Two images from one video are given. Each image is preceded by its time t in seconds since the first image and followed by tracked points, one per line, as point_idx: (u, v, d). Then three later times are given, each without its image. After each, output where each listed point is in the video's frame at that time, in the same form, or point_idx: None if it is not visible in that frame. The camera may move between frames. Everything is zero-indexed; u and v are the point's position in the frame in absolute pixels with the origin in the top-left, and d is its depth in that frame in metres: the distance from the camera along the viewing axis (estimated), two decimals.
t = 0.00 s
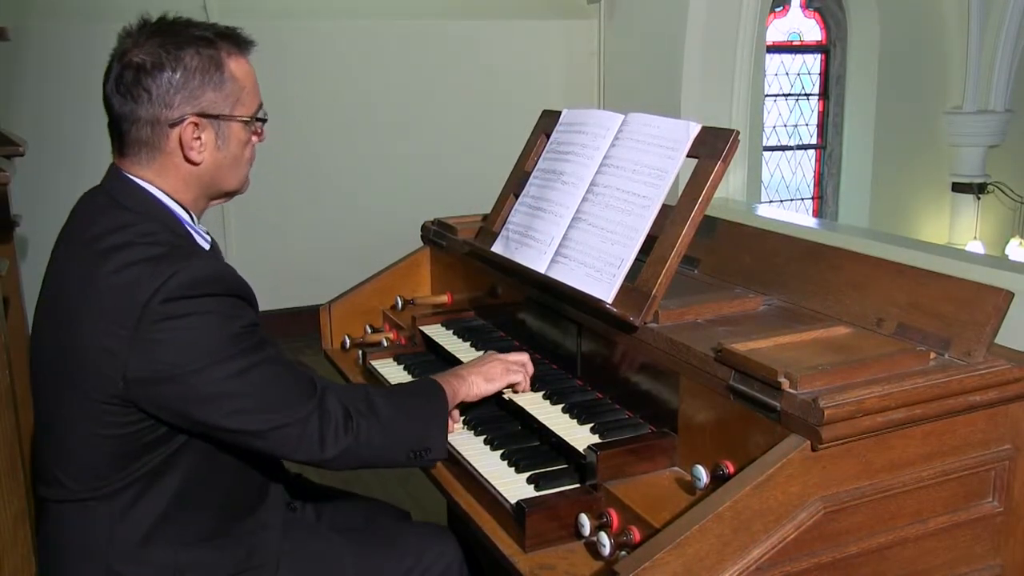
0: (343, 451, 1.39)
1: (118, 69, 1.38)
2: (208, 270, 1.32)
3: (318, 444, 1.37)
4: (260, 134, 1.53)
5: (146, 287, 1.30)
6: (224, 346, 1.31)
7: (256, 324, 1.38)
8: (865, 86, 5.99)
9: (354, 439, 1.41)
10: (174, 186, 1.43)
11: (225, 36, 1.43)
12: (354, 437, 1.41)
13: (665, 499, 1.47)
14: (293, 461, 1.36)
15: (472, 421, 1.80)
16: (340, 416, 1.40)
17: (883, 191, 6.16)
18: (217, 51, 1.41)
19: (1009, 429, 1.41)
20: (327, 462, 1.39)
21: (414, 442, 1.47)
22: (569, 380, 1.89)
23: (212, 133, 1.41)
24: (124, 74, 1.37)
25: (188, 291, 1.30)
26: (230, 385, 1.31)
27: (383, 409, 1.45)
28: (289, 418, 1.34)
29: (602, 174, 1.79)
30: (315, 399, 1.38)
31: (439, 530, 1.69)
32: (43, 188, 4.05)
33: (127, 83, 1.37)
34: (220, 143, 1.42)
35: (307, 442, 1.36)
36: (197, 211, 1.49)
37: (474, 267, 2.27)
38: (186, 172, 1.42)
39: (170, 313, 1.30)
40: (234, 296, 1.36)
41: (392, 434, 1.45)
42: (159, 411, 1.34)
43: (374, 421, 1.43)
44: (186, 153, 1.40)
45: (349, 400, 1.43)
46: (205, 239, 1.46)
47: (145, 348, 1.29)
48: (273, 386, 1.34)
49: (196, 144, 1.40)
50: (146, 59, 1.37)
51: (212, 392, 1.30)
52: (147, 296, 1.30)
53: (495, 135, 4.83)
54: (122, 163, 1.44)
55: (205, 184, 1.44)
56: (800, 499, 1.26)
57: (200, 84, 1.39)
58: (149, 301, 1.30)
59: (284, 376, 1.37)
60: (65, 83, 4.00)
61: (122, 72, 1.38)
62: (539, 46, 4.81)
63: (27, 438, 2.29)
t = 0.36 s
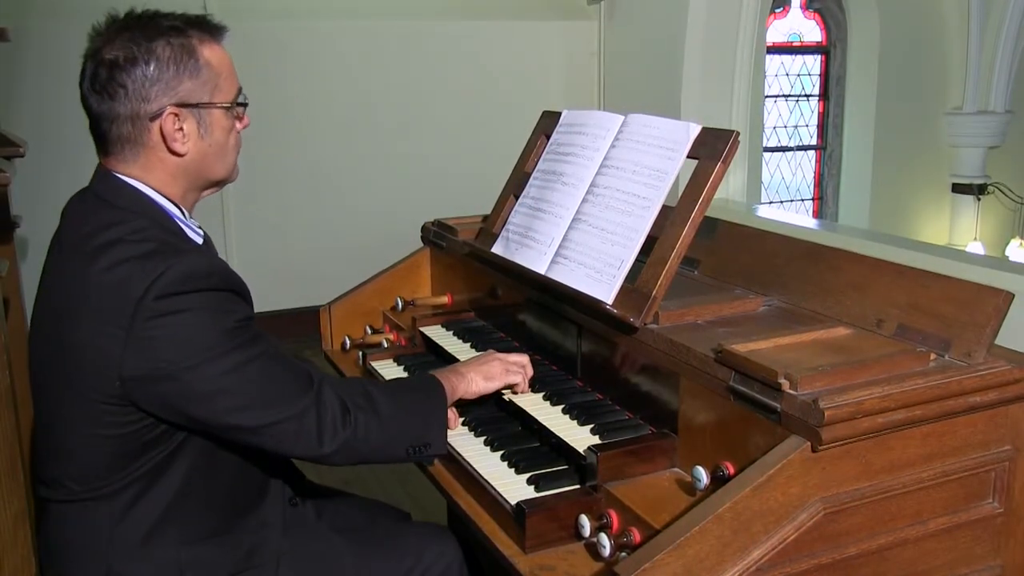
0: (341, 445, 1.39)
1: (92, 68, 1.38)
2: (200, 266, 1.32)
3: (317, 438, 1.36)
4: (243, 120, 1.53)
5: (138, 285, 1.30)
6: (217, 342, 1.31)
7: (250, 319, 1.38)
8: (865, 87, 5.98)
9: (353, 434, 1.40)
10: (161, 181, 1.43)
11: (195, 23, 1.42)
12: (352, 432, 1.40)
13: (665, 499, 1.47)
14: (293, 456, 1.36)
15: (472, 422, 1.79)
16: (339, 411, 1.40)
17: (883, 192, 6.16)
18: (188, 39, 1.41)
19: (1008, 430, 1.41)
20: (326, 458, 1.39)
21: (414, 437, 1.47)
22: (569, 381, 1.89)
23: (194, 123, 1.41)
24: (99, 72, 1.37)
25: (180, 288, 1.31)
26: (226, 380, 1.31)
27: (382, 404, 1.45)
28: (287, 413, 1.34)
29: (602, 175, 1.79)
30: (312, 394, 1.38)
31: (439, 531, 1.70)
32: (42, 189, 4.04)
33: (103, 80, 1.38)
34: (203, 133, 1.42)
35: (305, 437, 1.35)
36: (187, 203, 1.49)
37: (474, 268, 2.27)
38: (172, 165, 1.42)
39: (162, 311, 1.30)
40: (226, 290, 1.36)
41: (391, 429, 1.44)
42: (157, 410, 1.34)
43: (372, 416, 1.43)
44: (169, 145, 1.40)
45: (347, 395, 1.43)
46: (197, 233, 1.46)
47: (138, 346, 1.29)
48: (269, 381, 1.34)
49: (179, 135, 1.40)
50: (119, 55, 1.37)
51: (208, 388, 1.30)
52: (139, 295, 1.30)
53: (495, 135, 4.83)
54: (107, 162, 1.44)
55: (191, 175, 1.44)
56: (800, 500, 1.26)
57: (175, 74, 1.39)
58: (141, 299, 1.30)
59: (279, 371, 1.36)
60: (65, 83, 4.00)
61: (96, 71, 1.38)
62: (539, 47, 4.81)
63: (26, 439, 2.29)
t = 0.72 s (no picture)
0: (337, 444, 1.39)
1: (75, 69, 1.38)
2: (194, 261, 1.32)
3: (312, 437, 1.37)
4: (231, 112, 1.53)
5: (134, 281, 1.30)
6: (213, 337, 1.31)
7: (245, 314, 1.38)
8: (865, 89, 5.98)
9: (348, 432, 1.41)
10: (153, 178, 1.43)
11: (174, 18, 1.42)
12: (347, 431, 1.41)
13: (664, 501, 1.47)
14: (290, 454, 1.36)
15: (472, 424, 1.79)
16: (334, 409, 1.40)
17: (883, 192, 6.17)
18: (168, 34, 1.41)
19: (1009, 431, 1.41)
20: (321, 456, 1.39)
21: (410, 438, 1.47)
22: (569, 382, 1.89)
23: (181, 117, 1.41)
24: (82, 73, 1.38)
25: (175, 282, 1.30)
26: (222, 376, 1.30)
27: (377, 403, 1.45)
28: (284, 409, 1.34)
29: (602, 176, 1.79)
30: (307, 391, 1.38)
31: (439, 531, 1.69)
32: (42, 189, 4.05)
33: (87, 81, 1.38)
34: (191, 126, 1.43)
35: (301, 435, 1.36)
36: (180, 199, 1.49)
37: (474, 269, 2.27)
38: (162, 160, 1.43)
39: (158, 305, 1.29)
40: (221, 285, 1.35)
41: (388, 428, 1.45)
42: (155, 407, 1.33)
43: (367, 415, 1.43)
44: (158, 140, 1.41)
45: (343, 393, 1.43)
46: (190, 229, 1.47)
47: (134, 342, 1.29)
48: (265, 377, 1.34)
49: (167, 130, 1.40)
50: (102, 53, 1.37)
51: (206, 384, 1.30)
52: (134, 290, 1.30)
53: (495, 137, 4.83)
54: (98, 162, 1.44)
55: (182, 169, 1.45)
56: (800, 501, 1.26)
57: (159, 69, 1.39)
58: (136, 295, 1.29)
59: (275, 367, 1.36)
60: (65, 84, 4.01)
61: (79, 72, 1.38)
62: (539, 48, 4.82)
63: (26, 441, 2.29)
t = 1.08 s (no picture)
0: (335, 445, 1.39)
1: (77, 69, 1.38)
2: (195, 260, 1.33)
3: (311, 438, 1.37)
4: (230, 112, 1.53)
5: (135, 279, 1.30)
6: (213, 336, 1.31)
7: (246, 314, 1.38)
8: (865, 90, 5.99)
9: (346, 434, 1.40)
10: (154, 177, 1.43)
11: (174, 18, 1.42)
12: (344, 432, 1.40)
13: (664, 502, 1.46)
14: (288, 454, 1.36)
15: (472, 424, 1.79)
16: (333, 411, 1.40)
17: (882, 193, 6.16)
18: (169, 34, 1.41)
19: (1009, 432, 1.41)
20: (320, 457, 1.39)
21: (409, 441, 1.47)
22: (569, 383, 1.88)
23: (182, 116, 1.41)
24: (84, 72, 1.38)
25: (175, 281, 1.31)
26: (223, 374, 1.30)
27: (376, 405, 1.45)
28: (283, 409, 1.34)
29: (602, 177, 1.79)
30: (307, 392, 1.38)
31: (439, 532, 1.69)
32: (42, 190, 4.05)
33: (89, 80, 1.38)
34: (191, 125, 1.43)
35: (300, 436, 1.36)
36: (180, 199, 1.49)
37: (474, 271, 2.27)
38: (163, 159, 1.43)
39: (159, 304, 1.29)
40: (222, 284, 1.36)
41: (386, 430, 1.44)
42: (156, 406, 1.34)
43: (365, 417, 1.43)
44: (159, 137, 1.41)
45: (341, 395, 1.43)
46: (191, 229, 1.46)
47: (135, 341, 1.29)
48: (264, 377, 1.34)
49: (168, 128, 1.40)
50: (103, 53, 1.37)
51: (207, 383, 1.30)
52: (136, 289, 1.30)
53: (495, 137, 4.83)
54: (99, 161, 1.44)
55: (182, 168, 1.44)
56: (800, 503, 1.26)
57: (159, 68, 1.39)
58: (138, 294, 1.30)
59: (275, 367, 1.36)
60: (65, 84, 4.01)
61: (81, 71, 1.38)
62: (539, 49, 4.82)
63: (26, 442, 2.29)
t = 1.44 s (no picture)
0: (331, 455, 1.39)
1: (92, 67, 1.39)
2: (199, 261, 1.32)
3: (307, 448, 1.37)
4: (238, 119, 1.53)
5: (140, 278, 1.30)
6: (217, 338, 1.31)
7: (249, 317, 1.38)
8: (865, 90, 5.99)
9: (343, 444, 1.40)
10: (163, 177, 1.43)
11: (189, 23, 1.43)
12: (342, 442, 1.40)
13: (664, 502, 1.46)
14: (285, 462, 1.36)
15: (473, 425, 1.79)
16: (330, 420, 1.40)
17: (882, 193, 6.16)
18: (183, 37, 1.42)
19: (1008, 432, 1.41)
20: (315, 468, 1.39)
21: (407, 452, 1.47)
22: (569, 384, 1.88)
23: (192, 117, 1.41)
24: (98, 70, 1.38)
25: (180, 282, 1.31)
26: (225, 378, 1.30)
27: (373, 414, 1.45)
28: (282, 416, 1.34)
29: (602, 178, 1.79)
30: (305, 400, 1.38)
31: (440, 531, 1.69)
32: (42, 191, 4.05)
33: (103, 78, 1.38)
34: (201, 126, 1.43)
35: (297, 444, 1.35)
36: (186, 201, 1.49)
37: (474, 271, 2.27)
38: (172, 159, 1.42)
39: (164, 304, 1.29)
40: (227, 287, 1.36)
41: (383, 440, 1.44)
42: (158, 407, 1.33)
43: (363, 427, 1.43)
44: (170, 137, 1.40)
45: (339, 404, 1.43)
46: (197, 231, 1.46)
47: (138, 340, 1.29)
48: (265, 382, 1.34)
49: (178, 128, 1.40)
50: (119, 52, 1.37)
51: (208, 386, 1.30)
52: (140, 289, 1.30)
53: (495, 137, 4.83)
54: (108, 160, 1.43)
55: (191, 169, 1.44)
56: (801, 502, 1.26)
57: (172, 69, 1.39)
58: (143, 293, 1.30)
59: (275, 372, 1.36)
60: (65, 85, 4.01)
61: (96, 70, 1.38)
62: (538, 49, 4.82)
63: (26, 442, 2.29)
